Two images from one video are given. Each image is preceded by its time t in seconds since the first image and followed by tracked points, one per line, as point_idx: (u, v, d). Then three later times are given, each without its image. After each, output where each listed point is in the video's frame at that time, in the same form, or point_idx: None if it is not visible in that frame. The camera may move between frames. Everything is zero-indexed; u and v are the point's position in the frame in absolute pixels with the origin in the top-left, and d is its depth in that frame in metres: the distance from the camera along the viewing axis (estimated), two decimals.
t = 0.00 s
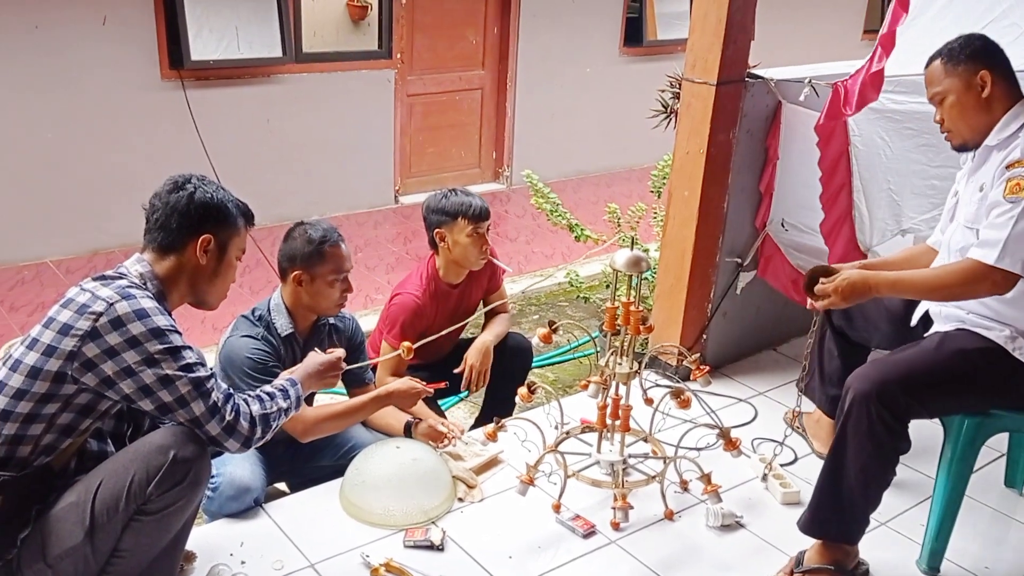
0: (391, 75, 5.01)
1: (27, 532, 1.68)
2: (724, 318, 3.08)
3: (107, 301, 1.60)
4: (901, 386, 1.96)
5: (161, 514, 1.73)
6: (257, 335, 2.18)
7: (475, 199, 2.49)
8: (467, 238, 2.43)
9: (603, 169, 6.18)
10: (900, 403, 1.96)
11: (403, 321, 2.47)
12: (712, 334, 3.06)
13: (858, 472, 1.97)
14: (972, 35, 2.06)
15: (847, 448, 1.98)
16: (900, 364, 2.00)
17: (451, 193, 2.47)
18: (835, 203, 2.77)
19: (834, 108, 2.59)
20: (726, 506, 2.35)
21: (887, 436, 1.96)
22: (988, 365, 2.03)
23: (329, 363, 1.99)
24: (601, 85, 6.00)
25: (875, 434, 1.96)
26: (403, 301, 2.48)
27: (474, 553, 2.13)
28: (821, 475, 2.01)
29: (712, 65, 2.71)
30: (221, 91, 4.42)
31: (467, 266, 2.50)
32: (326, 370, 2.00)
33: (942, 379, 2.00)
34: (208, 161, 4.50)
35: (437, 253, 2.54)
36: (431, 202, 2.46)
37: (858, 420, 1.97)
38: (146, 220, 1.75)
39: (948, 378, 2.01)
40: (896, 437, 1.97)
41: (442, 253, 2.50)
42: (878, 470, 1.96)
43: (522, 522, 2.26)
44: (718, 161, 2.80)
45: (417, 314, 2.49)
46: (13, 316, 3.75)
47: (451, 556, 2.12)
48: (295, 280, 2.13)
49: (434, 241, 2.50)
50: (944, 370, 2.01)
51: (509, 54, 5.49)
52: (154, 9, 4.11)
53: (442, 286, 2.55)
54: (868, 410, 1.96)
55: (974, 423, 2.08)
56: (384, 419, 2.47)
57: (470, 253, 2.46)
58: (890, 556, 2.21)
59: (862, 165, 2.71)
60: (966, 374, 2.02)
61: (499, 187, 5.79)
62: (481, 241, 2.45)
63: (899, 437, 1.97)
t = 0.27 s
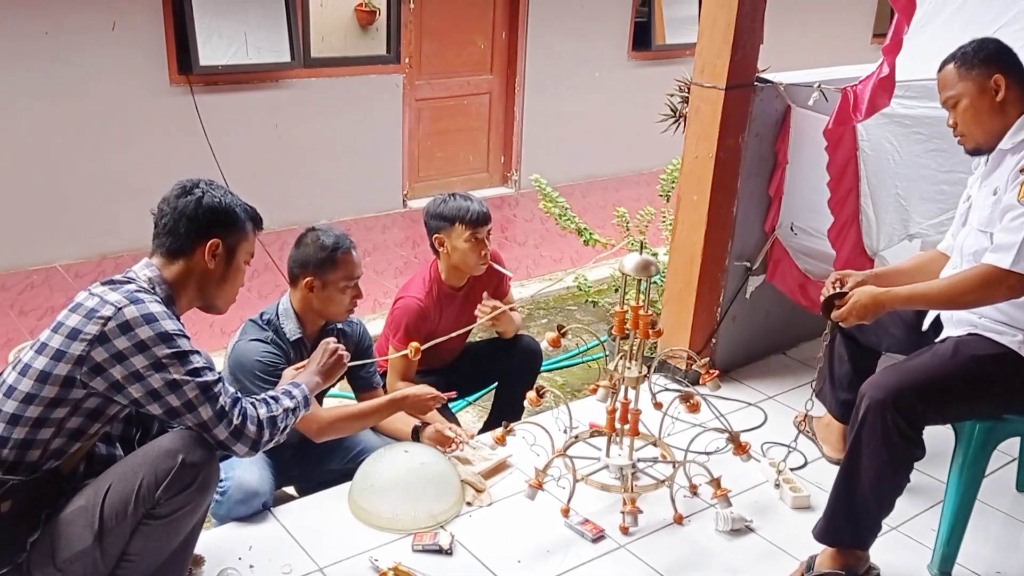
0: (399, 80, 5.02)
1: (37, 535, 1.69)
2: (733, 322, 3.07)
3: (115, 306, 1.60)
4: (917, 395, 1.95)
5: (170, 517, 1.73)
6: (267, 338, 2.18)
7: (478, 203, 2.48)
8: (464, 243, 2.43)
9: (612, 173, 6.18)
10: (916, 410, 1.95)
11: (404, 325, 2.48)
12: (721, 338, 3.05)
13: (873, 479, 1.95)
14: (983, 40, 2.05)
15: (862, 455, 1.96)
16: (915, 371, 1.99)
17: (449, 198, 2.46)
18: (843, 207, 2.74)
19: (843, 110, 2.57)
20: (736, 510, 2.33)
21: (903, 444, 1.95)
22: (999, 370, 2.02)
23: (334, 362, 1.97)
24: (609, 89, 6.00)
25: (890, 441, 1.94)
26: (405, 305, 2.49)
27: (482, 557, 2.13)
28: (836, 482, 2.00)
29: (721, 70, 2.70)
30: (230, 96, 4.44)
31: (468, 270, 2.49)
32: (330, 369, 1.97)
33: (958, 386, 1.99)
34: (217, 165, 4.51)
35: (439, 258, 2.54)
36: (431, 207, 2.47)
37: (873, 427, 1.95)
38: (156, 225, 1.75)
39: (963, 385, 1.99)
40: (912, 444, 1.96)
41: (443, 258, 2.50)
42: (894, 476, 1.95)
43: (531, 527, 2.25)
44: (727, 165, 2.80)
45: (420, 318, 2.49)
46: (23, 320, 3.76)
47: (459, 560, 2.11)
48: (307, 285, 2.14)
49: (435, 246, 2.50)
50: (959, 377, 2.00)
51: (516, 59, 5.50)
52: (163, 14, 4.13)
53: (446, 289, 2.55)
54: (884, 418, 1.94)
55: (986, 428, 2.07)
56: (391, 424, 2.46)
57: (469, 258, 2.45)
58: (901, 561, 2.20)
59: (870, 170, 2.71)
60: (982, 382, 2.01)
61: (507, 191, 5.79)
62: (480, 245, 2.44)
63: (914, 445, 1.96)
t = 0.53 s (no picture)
0: (406, 81, 5.03)
1: (45, 530, 1.70)
2: (739, 322, 3.07)
3: (124, 304, 1.62)
4: (923, 395, 1.96)
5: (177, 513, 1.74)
6: (279, 338, 2.20)
7: (487, 205, 2.49)
8: (476, 248, 2.44)
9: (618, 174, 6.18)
10: (922, 411, 1.95)
11: (412, 328, 2.49)
12: (727, 338, 3.06)
13: (878, 479, 1.95)
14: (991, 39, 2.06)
15: (868, 454, 1.97)
16: (921, 371, 1.99)
17: (462, 200, 2.46)
18: (850, 208, 2.75)
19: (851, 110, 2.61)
20: (741, 509, 2.34)
21: (908, 443, 1.95)
22: (1006, 369, 2.02)
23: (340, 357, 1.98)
24: (615, 90, 6.01)
25: (895, 441, 1.94)
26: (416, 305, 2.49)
27: (487, 554, 2.13)
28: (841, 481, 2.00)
29: (727, 70, 2.71)
30: (238, 96, 4.46)
31: (476, 272, 2.51)
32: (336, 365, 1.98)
33: (964, 386, 1.99)
34: (224, 165, 4.54)
35: (446, 258, 2.54)
36: (443, 209, 2.46)
37: (879, 426, 1.95)
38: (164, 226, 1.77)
39: (969, 385, 2.00)
40: (917, 445, 1.96)
41: (451, 260, 2.51)
42: (898, 476, 1.95)
43: (536, 524, 2.26)
44: (733, 165, 2.80)
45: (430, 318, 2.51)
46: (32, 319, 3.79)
47: (464, 557, 2.12)
48: (318, 287, 2.15)
49: (443, 247, 2.51)
50: (965, 378, 2.00)
51: (523, 60, 5.51)
52: (171, 15, 4.16)
53: (453, 289, 2.56)
54: (890, 417, 1.94)
55: (991, 426, 2.07)
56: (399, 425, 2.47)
57: (478, 262, 2.47)
58: (906, 559, 2.20)
59: (877, 172, 2.72)
60: (988, 383, 2.01)
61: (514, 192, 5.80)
62: (490, 250, 2.46)
63: (920, 445, 1.96)
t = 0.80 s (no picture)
0: (410, 81, 5.04)
1: (48, 530, 1.71)
2: (741, 325, 3.07)
3: (126, 304, 1.62)
4: (925, 399, 1.96)
5: (179, 514, 1.75)
6: (281, 338, 2.20)
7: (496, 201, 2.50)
8: (485, 240, 2.44)
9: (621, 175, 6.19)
10: (923, 415, 1.95)
11: (415, 321, 2.48)
12: (730, 341, 3.06)
13: (879, 483, 1.96)
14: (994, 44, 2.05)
15: (869, 458, 1.97)
16: (923, 375, 2.00)
17: (470, 196, 2.48)
18: (852, 215, 2.78)
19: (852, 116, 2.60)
20: (742, 512, 2.34)
21: (910, 447, 1.95)
22: (1008, 374, 2.03)
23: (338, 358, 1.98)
24: (619, 91, 6.00)
25: (898, 445, 1.95)
26: (420, 297, 2.49)
27: (489, 556, 2.14)
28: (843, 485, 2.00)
29: (730, 73, 2.71)
30: (243, 96, 4.47)
31: (483, 267, 2.50)
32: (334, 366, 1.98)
33: (966, 390, 1.99)
34: (228, 164, 4.54)
35: (453, 253, 2.55)
36: (451, 204, 2.48)
37: (881, 430, 1.96)
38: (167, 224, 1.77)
39: (971, 390, 2.00)
40: (919, 449, 1.96)
41: (459, 254, 2.51)
42: (900, 480, 1.95)
43: (538, 526, 2.26)
44: (736, 168, 2.80)
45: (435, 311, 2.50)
46: (36, 317, 3.80)
47: (466, 559, 2.12)
48: (323, 287, 2.15)
49: (451, 241, 2.51)
50: (967, 382, 2.00)
51: (527, 61, 5.51)
52: (176, 14, 4.17)
53: (458, 285, 2.56)
54: (892, 421, 1.95)
55: (993, 431, 2.07)
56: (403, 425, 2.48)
57: (487, 254, 2.47)
58: (907, 564, 2.20)
59: (879, 178, 2.74)
60: (989, 387, 2.01)
61: (517, 193, 5.80)
62: (498, 245, 2.46)
63: (922, 449, 1.96)
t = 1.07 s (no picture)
0: (413, 81, 5.04)
1: (50, 529, 1.71)
2: (743, 325, 3.07)
3: (129, 303, 1.62)
4: (927, 400, 1.96)
5: (181, 513, 1.75)
6: (280, 340, 2.20)
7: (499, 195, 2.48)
8: (480, 231, 2.44)
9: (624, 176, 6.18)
10: (924, 415, 1.95)
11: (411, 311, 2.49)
12: (732, 341, 3.06)
13: (880, 484, 1.95)
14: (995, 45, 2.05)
15: (870, 459, 1.97)
16: (925, 376, 1.99)
17: (473, 184, 2.48)
18: (852, 218, 2.76)
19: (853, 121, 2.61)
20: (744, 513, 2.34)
21: (911, 448, 1.95)
22: (1011, 375, 2.02)
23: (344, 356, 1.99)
24: (623, 91, 6.00)
25: (899, 446, 1.94)
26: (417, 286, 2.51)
27: (490, 556, 2.14)
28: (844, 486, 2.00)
29: (733, 73, 2.71)
30: (246, 96, 4.48)
31: (479, 259, 2.50)
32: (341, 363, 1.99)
33: (967, 391, 1.99)
34: (232, 164, 4.55)
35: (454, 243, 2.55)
36: (454, 190, 2.47)
37: (882, 431, 1.95)
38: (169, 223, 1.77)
39: (973, 390, 1.99)
40: (920, 450, 1.95)
41: (457, 244, 2.52)
42: (901, 481, 1.95)
43: (539, 527, 2.26)
44: (738, 168, 2.80)
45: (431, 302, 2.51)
46: (39, 317, 3.81)
47: (467, 559, 2.13)
48: (324, 289, 2.15)
49: (451, 230, 2.52)
50: (969, 383, 1.99)
51: (530, 61, 5.51)
52: (179, 15, 4.17)
53: (457, 276, 2.56)
54: (893, 422, 1.94)
55: (995, 432, 2.07)
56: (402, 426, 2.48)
57: (481, 247, 2.46)
58: (908, 565, 2.19)
59: (880, 180, 2.73)
60: (991, 387, 2.01)
61: (520, 193, 5.80)
62: (495, 237, 2.45)
63: (923, 450, 1.96)
